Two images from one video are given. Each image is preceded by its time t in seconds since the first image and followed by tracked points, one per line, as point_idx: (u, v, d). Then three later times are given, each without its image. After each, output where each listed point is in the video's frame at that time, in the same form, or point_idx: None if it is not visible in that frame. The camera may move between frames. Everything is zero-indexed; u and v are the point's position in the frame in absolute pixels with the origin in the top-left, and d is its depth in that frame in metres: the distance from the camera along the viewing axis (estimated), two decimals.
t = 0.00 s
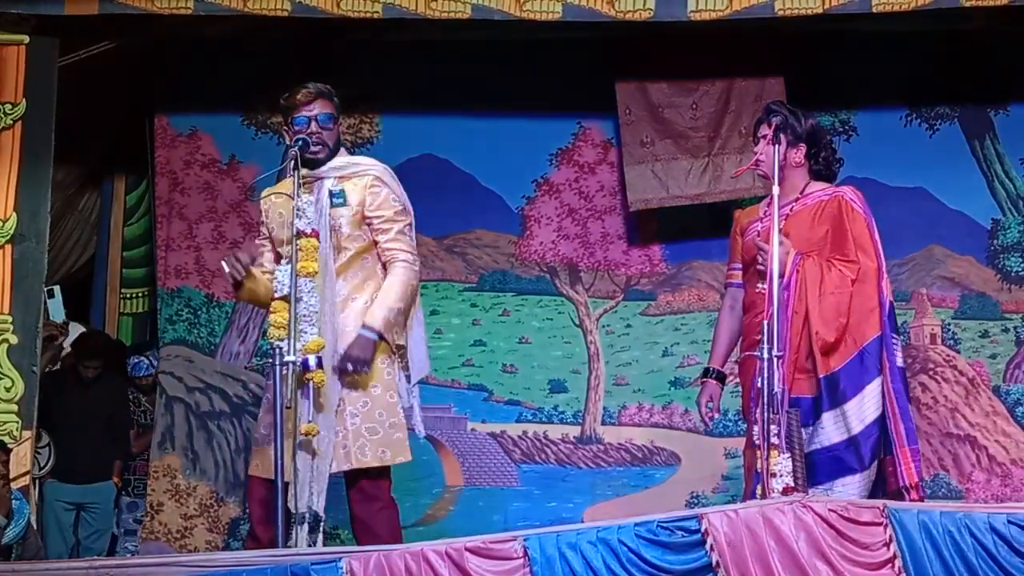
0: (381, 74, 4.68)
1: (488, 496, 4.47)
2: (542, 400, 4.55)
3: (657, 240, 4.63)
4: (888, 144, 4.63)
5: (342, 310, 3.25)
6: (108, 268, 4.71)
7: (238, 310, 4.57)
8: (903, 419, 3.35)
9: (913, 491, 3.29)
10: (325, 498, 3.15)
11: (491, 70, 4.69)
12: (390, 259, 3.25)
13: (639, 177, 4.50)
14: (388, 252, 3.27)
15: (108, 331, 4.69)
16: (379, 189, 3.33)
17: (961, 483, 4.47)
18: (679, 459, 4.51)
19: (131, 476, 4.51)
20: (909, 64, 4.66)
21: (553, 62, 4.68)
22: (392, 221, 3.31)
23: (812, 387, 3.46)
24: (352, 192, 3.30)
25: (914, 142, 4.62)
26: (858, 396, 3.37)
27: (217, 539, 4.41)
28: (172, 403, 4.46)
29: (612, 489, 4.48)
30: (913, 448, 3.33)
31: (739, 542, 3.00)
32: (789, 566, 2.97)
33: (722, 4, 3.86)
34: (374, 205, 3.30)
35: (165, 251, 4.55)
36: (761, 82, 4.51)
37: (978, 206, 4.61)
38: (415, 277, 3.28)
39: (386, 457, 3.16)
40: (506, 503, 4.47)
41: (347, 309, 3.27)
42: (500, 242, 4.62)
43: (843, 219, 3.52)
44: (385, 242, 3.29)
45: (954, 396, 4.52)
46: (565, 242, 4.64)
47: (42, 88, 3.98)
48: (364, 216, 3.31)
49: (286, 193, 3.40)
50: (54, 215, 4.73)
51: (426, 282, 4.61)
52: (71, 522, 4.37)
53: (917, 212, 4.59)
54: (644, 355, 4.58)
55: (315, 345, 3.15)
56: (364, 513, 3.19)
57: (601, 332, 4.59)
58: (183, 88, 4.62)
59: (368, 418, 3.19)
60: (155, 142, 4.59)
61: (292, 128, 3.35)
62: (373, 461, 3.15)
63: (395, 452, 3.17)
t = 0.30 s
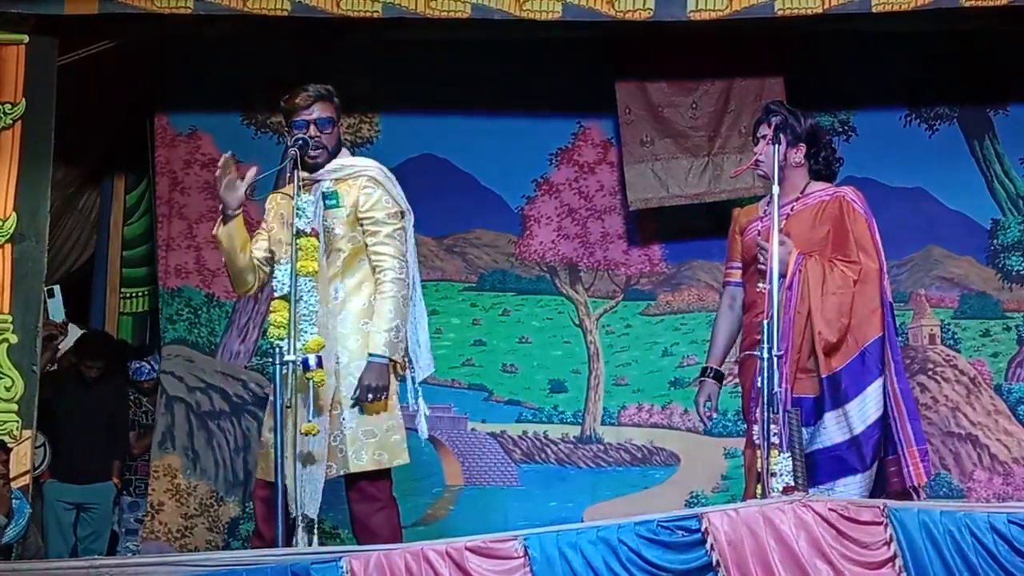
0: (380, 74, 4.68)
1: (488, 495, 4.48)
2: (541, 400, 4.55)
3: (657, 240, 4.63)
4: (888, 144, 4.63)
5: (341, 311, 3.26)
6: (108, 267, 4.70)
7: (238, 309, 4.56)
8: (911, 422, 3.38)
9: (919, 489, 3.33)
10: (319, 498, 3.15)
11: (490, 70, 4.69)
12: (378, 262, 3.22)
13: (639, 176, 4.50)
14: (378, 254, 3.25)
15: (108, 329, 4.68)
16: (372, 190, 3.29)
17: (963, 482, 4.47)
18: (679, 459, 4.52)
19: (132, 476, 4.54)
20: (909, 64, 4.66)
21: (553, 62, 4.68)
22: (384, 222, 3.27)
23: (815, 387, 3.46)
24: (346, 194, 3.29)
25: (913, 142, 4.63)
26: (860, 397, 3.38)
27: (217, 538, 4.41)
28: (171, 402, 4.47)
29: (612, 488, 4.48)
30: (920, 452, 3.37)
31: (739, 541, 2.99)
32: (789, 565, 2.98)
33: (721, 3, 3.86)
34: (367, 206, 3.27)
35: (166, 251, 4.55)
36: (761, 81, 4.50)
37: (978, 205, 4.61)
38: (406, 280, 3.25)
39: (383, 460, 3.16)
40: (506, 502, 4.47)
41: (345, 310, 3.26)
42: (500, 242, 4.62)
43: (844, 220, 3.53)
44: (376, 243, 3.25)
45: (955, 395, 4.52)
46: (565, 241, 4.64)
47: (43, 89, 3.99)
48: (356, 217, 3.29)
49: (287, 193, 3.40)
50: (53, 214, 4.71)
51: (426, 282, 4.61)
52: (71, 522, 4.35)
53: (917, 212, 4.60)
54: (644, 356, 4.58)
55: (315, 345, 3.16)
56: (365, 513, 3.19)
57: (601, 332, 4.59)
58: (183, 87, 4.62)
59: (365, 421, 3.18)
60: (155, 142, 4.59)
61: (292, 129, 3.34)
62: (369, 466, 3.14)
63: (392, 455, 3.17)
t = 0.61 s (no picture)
0: (383, 72, 4.68)
1: (492, 493, 4.48)
2: (544, 398, 4.55)
3: (660, 238, 4.63)
4: (891, 141, 4.62)
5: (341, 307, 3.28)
6: (111, 267, 4.71)
7: (242, 308, 4.57)
8: (911, 418, 3.40)
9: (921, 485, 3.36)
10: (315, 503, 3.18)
11: (492, 67, 4.68)
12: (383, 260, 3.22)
13: (642, 173, 4.50)
14: (382, 252, 3.25)
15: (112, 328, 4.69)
16: (378, 189, 3.29)
17: (967, 478, 4.47)
18: (682, 457, 4.52)
19: (135, 475, 4.52)
20: (911, 61, 4.65)
21: (555, 59, 4.68)
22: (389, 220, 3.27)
23: (820, 383, 3.46)
24: (352, 192, 3.28)
25: (916, 139, 4.62)
26: (863, 393, 3.38)
27: (221, 537, 4.42)
28: (174, 401, 4.47)
29: (615, 486, 4.48)
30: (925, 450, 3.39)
31: (743, 539, 2.99)
32: (793, 563, 2.97)
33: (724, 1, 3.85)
34: (372, 205, 3.27)
35: (168, 250, 4.56)
36: (763, 79, 4.49)
37: (982, 201, 4.60)
38: (410, 279, 3.25)
39: (382, 459, 3.15)
40: (510, 500, 4.48)
41: (349, 308, 3.28)
42: (502, 240, 4.62)
43: (846, 217, 3.52)
44: (381, 242, 3.26)
45: (959, 392, 4.52)
46: (568, 240, 4.64)
47: (44, 87, 3.97)
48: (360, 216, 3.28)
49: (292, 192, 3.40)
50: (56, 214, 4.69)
51: (429, 281, 4.61)
52: (75, 522, 4.31)
53: (920, 209, 4.60)
54: (647, 354, 4.58)
55: (319, 343, 3.16)
56: (369, 512, 3.20)
57: (603, 330, 4.60)
58: (185, 86, 4.62)
59: (365, 420, 3.17)
60: (157, 141, 4.60)
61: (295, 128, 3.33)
62: (368, 464, 3.14)
63: (391, 454, 3.17)
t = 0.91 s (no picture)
0: (381, 70, 4.68)
1: (491, 491, 4.48)
2: (544, 395, 4.55)
3: (660, 237, 4.63)
4: (890, 139, 4.62)
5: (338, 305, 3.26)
6: (111, 265, 4.69)
7: (241, 305, 4.57)
8: (905, 414, 3.39)
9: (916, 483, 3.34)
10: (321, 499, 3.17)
11: (491, 65, 4.68)
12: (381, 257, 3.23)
13: (642, 170, 4.50)
14: (381, 249, 3.25)
15: (110, 327, 4.66)
16: (377, 186, 3.30)
17: (967, 475, 4.47)
18: (681, 454, 4.52)
19: (134, 473, 4.50)
20: (910, 58, 4.66)
21: (554, 57, 4.67)
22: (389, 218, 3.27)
23: (816, 380, 3.46)
24: (351, 188, 3.29)
25: (915, 136, 4.62)
26: (859, 390, 3.39)
27: (220, 535, 4.43)
28: (173, 399, 4.47)
29: (615, 484, 4.49)
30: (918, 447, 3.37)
31: (743, 537, 2.98)
32: (793, 561, 2.97)
33: None
34: (371, 202, 3.27)
35: (167, 248, 4.56)
36: (763, 76, 4.48)
37: (981, 199, 4.60)
38: (408, 276, 3.25)
39: (380, 456, 3.16)
40: (509, 498, 4.48)
41: (347, 306, 3.28)
42: (502, 238, 4.62)
43: (842, 214, 3.51)
44: (379, 240, 3.26)
45: (959, 388, 4.52)
46: (567, 238, 4.64)
47: (42, 85, 3.97)
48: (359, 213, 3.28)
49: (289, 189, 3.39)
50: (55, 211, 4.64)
51: (428, 279, 4.60)
52: (74, 520, 4.30)
53: (919, 206, 4.60)
54: (645, 352, 4.58)
55: (318, 341, 3.15)
56: (368, 509, 3.20)
57: (602, 328, 4.60)
58: (185, 85, 4.63)
59: (362, 418, 3.17)
60: (156, 138, 4.60)
61: (294, 125, 3.33)
62: (366, 461, 3.14)
63: (389, 451, 3.17)
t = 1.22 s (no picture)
0: (383, 70, 4.68)
1: (492, 492, 4.47)
2: (545, 396, 4.55)
3: (661, 238, 4.63)
4: (891, 139, 4.62)
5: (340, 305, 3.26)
6: (113, 267, 4.67)
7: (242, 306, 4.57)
8: (902, 413, 3.38)
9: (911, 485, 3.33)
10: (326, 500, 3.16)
11: (492, 66, 4.69)
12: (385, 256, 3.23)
13: (643, 170, 4.50)
14: (384, 249, 3.25)
15: (113, 327, 4.67)
16: (379, 187, 3.32)
17: (969, 476, 4.47)
18: (682, 455, 4.51)
19: (136, 473, 4.49)
20: (911, 58, 4.66)
21: (554, 57, 4.68)
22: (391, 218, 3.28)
23: (813, 380, 3.44)
24: (354, 189, 3.32)
25: (916, 136, 4.62)
26: (857, 390, 3.38)
27: (222, 535, 4.44)
28: (175, 400, 4.47)
29: (616, 485, 4.48)
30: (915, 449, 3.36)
31: (744, 538, 2.99)
32: (794, 561, 2.97)
33: None
34: (373, 203, 3.30)
35: (168, 249, 4.55)
36: (764, 75, 4.50)
37: (982, 199, 4.60)
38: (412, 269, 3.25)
39: (384, 458, 3.17)
40: (510, 499, 4.47)
41: (349, 307, 3.28)
42: (503, 239, 4.62)
43: (841, 214, 3.51)
44: (381, 240, 3.26)
45: (961, 389, 4.51)
46: (568, 239, 4.64)
47: (44, 86, 3.97)
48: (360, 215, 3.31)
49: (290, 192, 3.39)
50: (57, 212, 4.66)
51: (430, 280, 4.59)
52: (77, 521, 4.28)
53: (921, 206, 4.59)
54: (647, 353, 4.58)
55: (320, 342, 3.14)
56: (369, 511, 3.20)
57: (604, 330, 4.60)
58: (186, 86, 4.63)
59: (366, 419, 3.19)
60: (157, 138, 4.59)
61: (295, 125, 3.34)
62: (370, 462, 3.16)
63: (393, 453, 3.19)
